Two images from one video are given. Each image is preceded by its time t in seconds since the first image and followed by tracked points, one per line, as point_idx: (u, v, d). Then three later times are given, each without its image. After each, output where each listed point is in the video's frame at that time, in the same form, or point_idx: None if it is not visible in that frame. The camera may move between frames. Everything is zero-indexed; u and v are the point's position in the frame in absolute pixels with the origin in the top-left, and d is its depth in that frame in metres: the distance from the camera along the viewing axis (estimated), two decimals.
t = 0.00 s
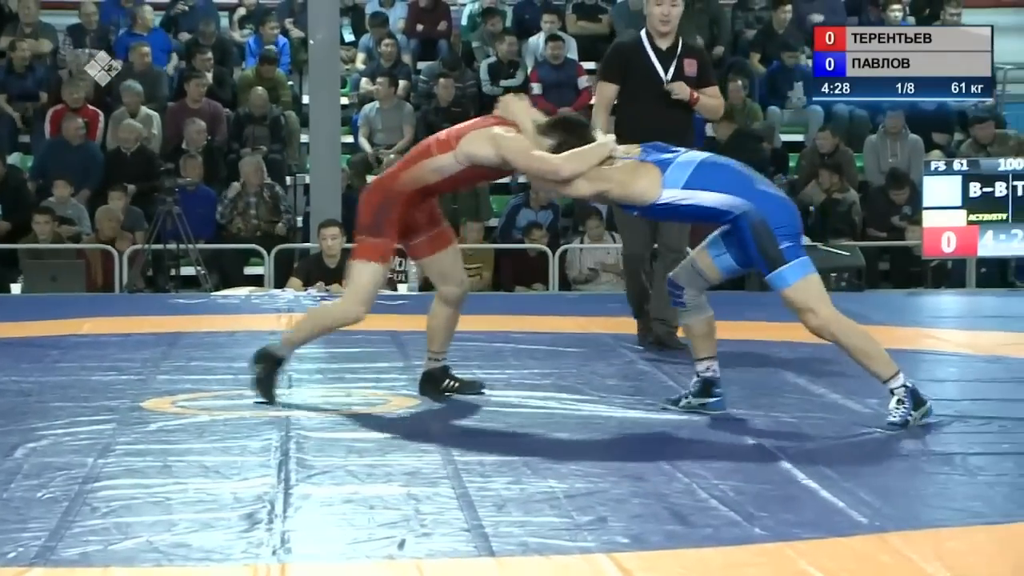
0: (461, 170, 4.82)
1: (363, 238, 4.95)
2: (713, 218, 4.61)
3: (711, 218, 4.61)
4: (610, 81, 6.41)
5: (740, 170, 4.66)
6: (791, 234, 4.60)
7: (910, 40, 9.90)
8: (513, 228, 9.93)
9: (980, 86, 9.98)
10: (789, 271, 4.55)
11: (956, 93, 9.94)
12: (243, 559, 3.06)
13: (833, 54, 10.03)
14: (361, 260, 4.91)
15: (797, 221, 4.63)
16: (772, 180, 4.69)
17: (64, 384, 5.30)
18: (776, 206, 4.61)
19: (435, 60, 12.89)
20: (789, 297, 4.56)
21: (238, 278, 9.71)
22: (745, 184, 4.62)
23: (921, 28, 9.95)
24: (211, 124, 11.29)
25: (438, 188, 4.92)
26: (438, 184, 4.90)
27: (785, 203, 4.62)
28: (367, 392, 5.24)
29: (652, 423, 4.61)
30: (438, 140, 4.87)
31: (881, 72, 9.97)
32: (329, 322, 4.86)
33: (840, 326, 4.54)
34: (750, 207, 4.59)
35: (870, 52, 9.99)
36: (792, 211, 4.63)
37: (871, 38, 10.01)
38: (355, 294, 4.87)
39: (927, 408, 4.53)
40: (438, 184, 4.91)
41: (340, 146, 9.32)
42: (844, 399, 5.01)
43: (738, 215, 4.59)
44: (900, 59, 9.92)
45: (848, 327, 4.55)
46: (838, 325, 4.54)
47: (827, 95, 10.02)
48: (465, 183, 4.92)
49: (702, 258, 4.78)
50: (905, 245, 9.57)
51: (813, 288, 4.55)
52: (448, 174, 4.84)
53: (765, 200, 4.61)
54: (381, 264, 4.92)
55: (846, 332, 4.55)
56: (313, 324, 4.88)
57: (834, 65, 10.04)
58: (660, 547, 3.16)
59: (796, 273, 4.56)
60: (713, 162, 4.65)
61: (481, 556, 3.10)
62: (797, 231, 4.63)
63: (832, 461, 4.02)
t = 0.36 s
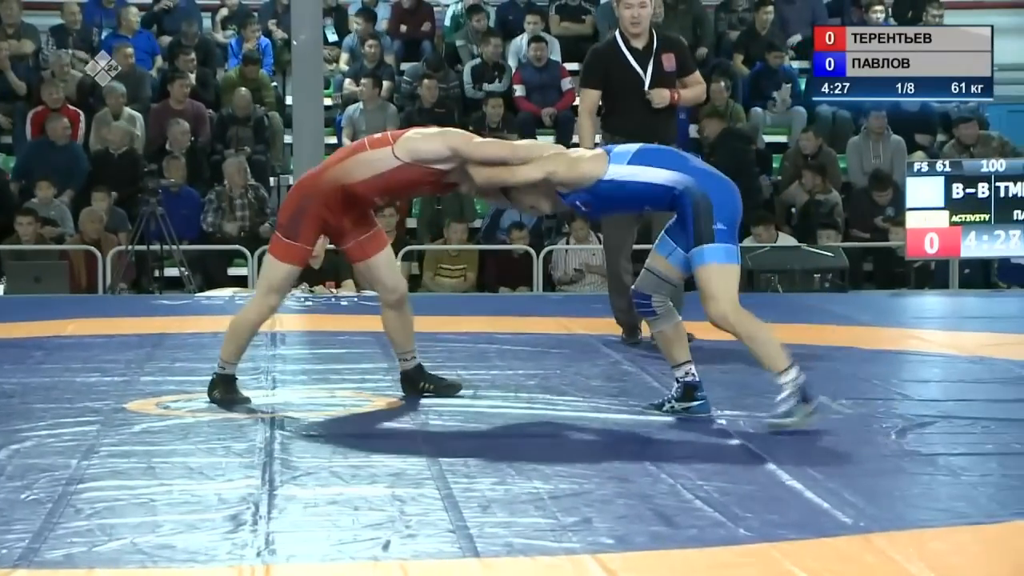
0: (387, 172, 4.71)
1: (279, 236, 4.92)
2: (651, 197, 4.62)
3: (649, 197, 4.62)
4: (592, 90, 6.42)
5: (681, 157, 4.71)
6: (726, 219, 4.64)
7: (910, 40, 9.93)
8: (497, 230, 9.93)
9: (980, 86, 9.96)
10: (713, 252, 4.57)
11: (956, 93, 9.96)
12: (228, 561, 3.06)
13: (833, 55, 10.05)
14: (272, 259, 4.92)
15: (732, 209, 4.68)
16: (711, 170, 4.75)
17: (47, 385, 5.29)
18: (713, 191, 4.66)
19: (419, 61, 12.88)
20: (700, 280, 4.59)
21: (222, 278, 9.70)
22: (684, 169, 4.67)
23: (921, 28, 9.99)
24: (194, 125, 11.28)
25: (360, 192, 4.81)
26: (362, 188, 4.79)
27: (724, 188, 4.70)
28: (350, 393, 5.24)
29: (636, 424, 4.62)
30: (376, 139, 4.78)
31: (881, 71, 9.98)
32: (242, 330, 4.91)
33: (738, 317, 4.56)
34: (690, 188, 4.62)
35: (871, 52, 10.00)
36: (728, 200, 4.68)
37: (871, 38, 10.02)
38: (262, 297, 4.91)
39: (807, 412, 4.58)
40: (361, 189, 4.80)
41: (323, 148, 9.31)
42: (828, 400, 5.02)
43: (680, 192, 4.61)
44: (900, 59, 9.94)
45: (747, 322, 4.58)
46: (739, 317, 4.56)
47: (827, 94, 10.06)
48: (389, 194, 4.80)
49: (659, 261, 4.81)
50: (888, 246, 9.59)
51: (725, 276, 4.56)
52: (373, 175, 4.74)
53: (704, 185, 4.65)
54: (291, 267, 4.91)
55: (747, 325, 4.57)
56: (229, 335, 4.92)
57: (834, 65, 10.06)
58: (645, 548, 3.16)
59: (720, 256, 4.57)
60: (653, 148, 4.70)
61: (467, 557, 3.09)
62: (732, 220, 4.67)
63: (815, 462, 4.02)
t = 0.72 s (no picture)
0: (387, 183, 4.68)
1: (278, 244, 4.91)
2: (634, 202, 4.56)
3: (631, 202, 4.56)
4: (602, 94, 6.44)
5: (664, 163, 4.65)
6: (713, 225, 4.56)
7: (910, 40, 9.91)
8: (498, 233, 9.93)
9: (980, 86, 9.98)
10: (709, 260, 4.48)
11: (956, 93, 9.96)
12: (229, 563, 3.06)
13: (833, 55, 10.08)
14: (270, 266, 4.90)
15: (718, 215, 4.61)
16: (694, 178, 4.69)
17: (48, 388, 5.29)
18: (696, 199, 4.59)
19: (420, 64, 12.88)
20: (705, 288, 4.47)
21: (221, 281, 9.71)
22: (668, 175, 4.61)
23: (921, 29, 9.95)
24: (194, 128, 11.29)
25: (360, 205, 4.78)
26: (362, 201, 4.76)
27: (708, 196, 4.63)
28: (350, 395, 5.23)
29: (637, 427, 4.62)
30: (381, 152, 4.76)
31: (882, 71, 9.98)
32: (240, 334, 4.90)
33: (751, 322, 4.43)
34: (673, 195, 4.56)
35: (871, 52, 10.01)
36: (714, 207, 4.62)
37: (871, 38, 10.03)
38: (259, 302, 4.90)
39: (814, 425, 4.45)
40: (362, 203, 4.77)
41: (324, 151, 9.30)
42: (830, 403, 5.01)
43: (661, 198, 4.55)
44: (900, 59, 9.92)
45: (759, 329, 4.45)
46: (751, 321, 4.43)
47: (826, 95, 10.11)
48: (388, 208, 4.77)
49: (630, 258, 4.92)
50: (888, 250, 9.59)
51: (731, 280, 4.46)
52: (375, 187, 4.71)
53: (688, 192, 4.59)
54: (288, 275, 4.89)
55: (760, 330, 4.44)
56: (228, 339, 4.92)
57: (834, 65, 10.10)
58: (646, 550, 3.16)
59: (718, 264, 4.47)
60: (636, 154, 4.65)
61: (467, 560, 3.10)
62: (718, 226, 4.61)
63: (816, 465, 4.02)
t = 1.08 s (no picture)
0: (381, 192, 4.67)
1: (268, 244, 4.89)
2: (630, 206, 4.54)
3: (629, 207, 4.55)
4: (615, 89, 6.46)
5: (659, 168, 4.63)
6: (711, 225, 4.53)
7: (910, 40, 9.88)
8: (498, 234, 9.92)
9: (980, 86, 9.99)
10: (709, 260, 4.47)
11: (956, 93, 9.96)
12: (229, 563, 3.06)
13: (833, 54, 10.14)
14: (261, 265, 4.88)
15: (717, 216, 4.57)
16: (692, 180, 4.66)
17: (48, 388, 5.29)
18: (693, 200, 4.56)
19: (420, 64, 12.88)
20: (709, 290, 4.46)
21: (221, 281, 9.69)
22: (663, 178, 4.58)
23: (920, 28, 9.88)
24: (194, 128, 11.29)
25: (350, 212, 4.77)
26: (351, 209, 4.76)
27: (707, 196, 4.59)
28: (350, 396, 5.22)
29: (638, 427, 4.62)
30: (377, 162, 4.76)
31: (881, 71, 10.00)
32: (233, 336, 4.90)
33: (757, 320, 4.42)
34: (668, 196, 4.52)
35: (870, 52, 10.05)
36: (712, 207, 4.57)
37: (871, 38, 10.07)
38: (251, 302, 4.88)
39: (814, 426, 4.45)
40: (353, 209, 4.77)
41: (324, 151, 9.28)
42: (830, 404, 5.01)
43: (656, 201, 4.52)
44: (900, 59, 9.92)
45: (765, 328, 4.44)
46: (757, 319, 4.43)
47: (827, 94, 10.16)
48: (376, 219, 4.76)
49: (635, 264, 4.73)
50: (889, 250, 9.59)
51: (733, 279, 4.46)
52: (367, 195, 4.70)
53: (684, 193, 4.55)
54: (279, 276, 4.88)
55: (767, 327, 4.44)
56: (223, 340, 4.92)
57: (834, 65, 10.16)
58: (646, 551, 3.16)
59: (718, 265, 4.47)
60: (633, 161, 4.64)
61: (467, 559, 3.10)
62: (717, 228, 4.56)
63: (816, 465, 4.02)
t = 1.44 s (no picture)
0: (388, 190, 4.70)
1: (274, 247, 4.88)
2: (621, 207, 4.52)
3: (621, 210, 4.53)
4: (616, 88, 6.47)
5: (654, 172, 4.63)
6: (700, 234, 4.52)
7: (910, 40, 9.90)
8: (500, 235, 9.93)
9: (980, 86, 9.98)
10: (696, 267, 4.46)
11: (956, 93, 9.95)
12: (229, 563, 3.06)
13: (833, 54, 10.14)
14: (266, 266, 4.89)
15: (706, 224, 4.56)
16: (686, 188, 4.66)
17: (48, 389, 5.28)
18: (683, 209, 4.54)
19: (421, 64, 12.88)
20: (694, 297, 4.46)
21: (221, 281, 9.68)
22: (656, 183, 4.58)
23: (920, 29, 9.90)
24: (195, 128, 11.29)
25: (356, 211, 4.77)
26: (357, 209, 4.76)
27: (697, 206, 4.57)
28: (350, 396, 5.22)
29: (638, 427, 4.61)
30: (381, 161, 4.79)
31: (881, 71, 10.01)
32: (235, 336, 4.90)
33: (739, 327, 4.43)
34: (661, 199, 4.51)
35: (870, 52, 10.05)
36: (703, 215, 4.57)
37: (871, 38, 10.06)
38: (255, 302, 4.89)
39: (814, 425, 4.45)
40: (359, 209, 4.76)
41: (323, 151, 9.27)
42: (830, 404, 5.01)
43: (647, 204, 4.50)
44: (900, 59, 9.93)
45: (750, 333, 4.44)
46: (741, 328, 4.43)
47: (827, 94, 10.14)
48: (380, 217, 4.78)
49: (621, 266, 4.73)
50: (889, 250, 9.59)
51: (720, 288, 4.45)
52: (375, 192, 4.71)
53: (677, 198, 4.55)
54: (283, 277, 4.88)
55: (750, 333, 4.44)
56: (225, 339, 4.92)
57: (834, 65, 10.15)
58: (646, 551, 3.16)
59: (705, 272, 4.46)
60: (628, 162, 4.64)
61: (467, 559, 3.09)
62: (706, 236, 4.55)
63: (816, 465, 4.02)
